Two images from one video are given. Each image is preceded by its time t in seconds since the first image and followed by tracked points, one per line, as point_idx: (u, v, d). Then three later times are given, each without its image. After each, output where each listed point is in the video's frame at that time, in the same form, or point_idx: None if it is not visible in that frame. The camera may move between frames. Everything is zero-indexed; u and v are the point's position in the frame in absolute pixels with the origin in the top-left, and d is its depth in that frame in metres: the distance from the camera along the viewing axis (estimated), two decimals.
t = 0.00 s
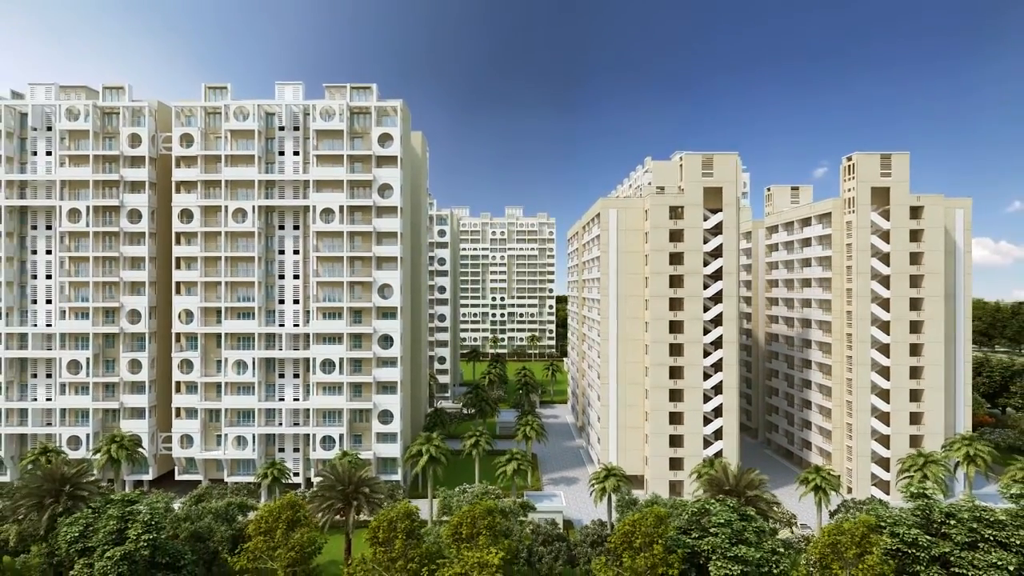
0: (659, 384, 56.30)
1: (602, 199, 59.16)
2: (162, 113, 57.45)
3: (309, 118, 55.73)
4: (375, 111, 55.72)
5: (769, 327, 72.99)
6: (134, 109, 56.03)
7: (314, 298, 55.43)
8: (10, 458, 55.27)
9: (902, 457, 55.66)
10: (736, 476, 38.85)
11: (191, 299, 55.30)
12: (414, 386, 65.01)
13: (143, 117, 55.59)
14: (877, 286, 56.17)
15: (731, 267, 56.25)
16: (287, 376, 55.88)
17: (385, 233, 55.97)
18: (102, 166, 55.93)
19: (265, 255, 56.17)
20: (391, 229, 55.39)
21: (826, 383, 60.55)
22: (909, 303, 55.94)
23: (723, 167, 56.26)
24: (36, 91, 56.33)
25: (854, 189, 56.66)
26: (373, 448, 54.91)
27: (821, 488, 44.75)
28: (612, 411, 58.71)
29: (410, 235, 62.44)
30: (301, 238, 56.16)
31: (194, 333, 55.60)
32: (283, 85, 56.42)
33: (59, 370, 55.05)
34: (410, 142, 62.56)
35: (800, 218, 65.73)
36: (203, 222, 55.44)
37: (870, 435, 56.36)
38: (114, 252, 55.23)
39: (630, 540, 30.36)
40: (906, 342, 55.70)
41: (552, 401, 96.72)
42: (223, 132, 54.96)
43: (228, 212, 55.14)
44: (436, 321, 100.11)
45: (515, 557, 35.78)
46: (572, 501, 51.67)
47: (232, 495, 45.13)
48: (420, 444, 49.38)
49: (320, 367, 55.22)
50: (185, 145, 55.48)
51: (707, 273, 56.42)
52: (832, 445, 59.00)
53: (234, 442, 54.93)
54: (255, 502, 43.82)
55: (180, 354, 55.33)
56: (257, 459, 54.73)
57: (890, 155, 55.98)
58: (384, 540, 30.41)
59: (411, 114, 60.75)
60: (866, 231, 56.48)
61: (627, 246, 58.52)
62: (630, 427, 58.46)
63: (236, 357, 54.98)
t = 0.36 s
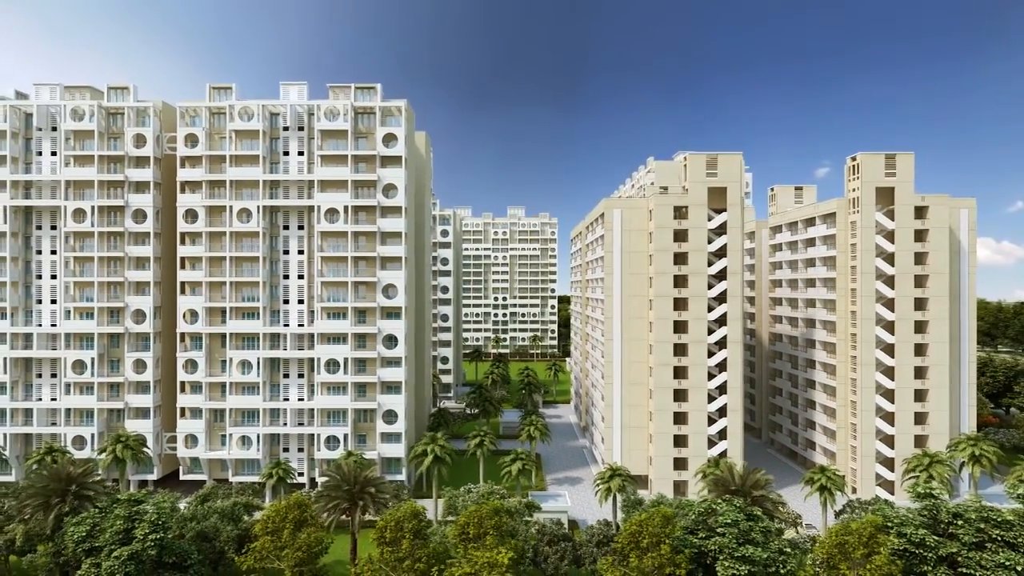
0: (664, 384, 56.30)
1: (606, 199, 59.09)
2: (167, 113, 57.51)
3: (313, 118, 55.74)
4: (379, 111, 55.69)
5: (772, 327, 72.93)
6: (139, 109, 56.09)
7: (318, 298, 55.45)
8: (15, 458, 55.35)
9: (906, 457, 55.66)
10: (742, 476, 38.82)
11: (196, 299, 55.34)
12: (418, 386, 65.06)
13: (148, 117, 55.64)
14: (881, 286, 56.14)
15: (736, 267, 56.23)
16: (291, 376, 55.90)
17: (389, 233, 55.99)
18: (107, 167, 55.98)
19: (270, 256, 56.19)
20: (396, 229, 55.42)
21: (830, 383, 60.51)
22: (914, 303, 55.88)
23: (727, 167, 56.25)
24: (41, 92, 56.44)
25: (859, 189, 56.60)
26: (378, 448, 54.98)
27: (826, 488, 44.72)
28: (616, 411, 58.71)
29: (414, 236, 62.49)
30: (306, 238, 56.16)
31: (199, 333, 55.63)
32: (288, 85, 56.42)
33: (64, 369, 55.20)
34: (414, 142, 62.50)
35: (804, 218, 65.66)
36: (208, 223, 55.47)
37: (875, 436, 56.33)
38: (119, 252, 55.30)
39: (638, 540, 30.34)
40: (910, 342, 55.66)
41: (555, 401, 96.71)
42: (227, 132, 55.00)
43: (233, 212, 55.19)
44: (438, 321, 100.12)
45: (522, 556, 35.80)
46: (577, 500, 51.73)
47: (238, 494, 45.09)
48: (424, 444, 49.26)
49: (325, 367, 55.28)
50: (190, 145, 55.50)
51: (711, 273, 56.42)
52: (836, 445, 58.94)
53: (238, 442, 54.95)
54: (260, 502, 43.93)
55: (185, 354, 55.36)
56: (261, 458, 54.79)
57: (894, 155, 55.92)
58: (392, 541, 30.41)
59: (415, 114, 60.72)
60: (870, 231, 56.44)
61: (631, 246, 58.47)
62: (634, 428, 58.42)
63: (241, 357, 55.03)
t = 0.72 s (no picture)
0: (678, 384, 56.24)
1: (620, 199, 59.02)
2: (182, 113, 57.63)
3: (328, 119, 55.78)
4: (394, 111, 55.68)
5: (785, 327, 72.77)
6: (154, 110, 56.24)
7: (333, 298, 55.54)
8: (31, 458, 55.55)
9: (922, 458, 55.52)
10: (762, 477, 38.76)
11: (211, 299, 55.46)
12: (431, 387, 65.07)
13: (164, 117, 55.78)
14: (897, 286, 55.95)
15: (750, 267, 56.12)
16: (306, 376, 55.97)
17: (404, 233, 56.03)
18: (123, 167, 56.12)
19: (285, 256, 56.25)
20: (410, 229, 55.48)
21: (845, 383, 60.35)
22: (930, 303, 55.70)
23: (743, 166, 56.16)
24: (58, 92, 56.68)
25: (874, 188, 56.43)
26: (392, 448, 55.09)
27: (844, 489, 44.61)
28: (630, 411, 58.60)
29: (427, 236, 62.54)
30: (321, 238, 56.20)
31: (214, 333, 55.72)
32: (303, 85, 56.47)
33: (80, 369, 55.40)
34: (428, 142, 62.47)
35: (818, 218, 65.46)
36: (223, 223, 55.59)
37: (890, 436, 56.16)
38: (135, 252, 55.46)
39: (662, 540, 30.31)
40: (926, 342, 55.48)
41: (564, 401, 96.66)
42: (243, 132, 55.10)
43: (248, 212, 55.31)
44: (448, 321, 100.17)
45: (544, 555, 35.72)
46: (592, 500, 51.70)
47: (256, 494, 45.14)
48: (441, 444, 49.25)
49: (340, 367, 55.39)
50: (205, 146, 55.59)
51: (726, 273, 56.33)
52: (851, 446, 58.80)
53: (254, 441, 55.08)
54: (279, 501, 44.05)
55: (200, 354, 55.47)
56: (277, 458, 54.90)
57: (910, 155, 55.74)
58: (416, 540, 30.44)
59: (428, 114, 60.69)
60: (886, 231, 56.28)
61: (645, 246, 58.35)
62: (648, 428, 58.35)
63: (256, 356, 55.16)
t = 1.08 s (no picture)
0: (702, 384, 56.07)
1: (643, 200, 58.91)
2: (206, 114, 57.84)
3: (352, 119, 55.84)
4: (418, 112, 55.66)
5: (805, 327, 72.46)
6: (180, 110, 56.49)
7: (358, 298, 55.64)
8: (59, 457, 55.92)
9: (949, 458, 55.17)
10: (795, 478, 38.67)
11: (237, 299, 55.66)
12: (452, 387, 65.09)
13: (190, 118, 56.02)
14: (923, 286, 55.62)
15: (775, 267, 55.89)
16: (331, 376, 56.07)
17: (428, 233, 56.05)
18: (149, 167, 56.34)
19: (310, 256, 56.36)
20: (435, 230, 55.53)
21: (869, 384, 60.05)
22: (957, 303, 55.36)
23: (767, 166, 55.97)
24: (84, 93, 57.03)
25: (900, 188, 56.09)
26: (416, 447, 55.22)
27: (874, 490, 44.35)
28: (653, 411, 58.49)
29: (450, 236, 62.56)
30: (345, 238, 56.24)
31: (239, 333, 55.87)
32: (327, 86, 56.57)
33: (107, 369, 55.71)
34: (450, 143, 62.45)
35: (841, 218, 65.13)
36: (248, 223, 55.76)
37: (916, 437, 55.83)
38: (161, 253, 55.71)
39: (702, 540, 30.25)
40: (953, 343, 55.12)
41: (580, 401, 96.54)
42: (268, 133, 55.26)
43: (274, 212, 55.48)
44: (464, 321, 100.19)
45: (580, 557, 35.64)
46: (618, 501, 51.68)
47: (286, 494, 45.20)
48: (467, 445, 49.23)
49: (364, 366, 55.49)
50: (230, 146, 55.75)
51: (750, 273, 56.13)
52: (876, 447, 58.52)
53: (279, 441, 55.29)
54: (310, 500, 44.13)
55: (225, 354, 55.66)
56: (302, 458, 55.08)
57: (936, 154, 55.36)
58: (455, 540, 30.48)
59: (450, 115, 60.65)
60: (912, 231, 55.94)
61: (669, 246, 58.19)
62: (672, 428, 58.20)
63: (281, 356, 55.32)
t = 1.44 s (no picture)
0: (736, 384, 55.83)
1: (675, 199, 58.75)
2: (238, 114, 58.05)
3: (385, 120, 55.92)
4: (450, 112, 55.67)
5: (833, 327, 72.06)
6: (213, 111, 56.74)
7: (391, 298, 55.76)
8: (95, 456, 56.34)
9: (986, 460, 54.75)
10: (841, 479, 38.53)
11: (270, 299, 55.85)
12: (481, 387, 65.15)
13: (223, 119, 56.26)
14: (959, 286, 55.21)
15: (809, 267, 55.58)
16: (363, 376, 56.24)
17: (460, 233, 56.11)
18: (183, 168, 56.65)
19: (342, 256, 56.50)
20: (467, 230, 55.57)
21: (902, 384, 59.66)
22: (993, 303, 54.90)
23: (801, 166, 55.66)
24: (118, 95, 57.40)
25: (935, 187, 55.70)
26: (449, 447, 55.32)
27: (917, 491, 44.02)
28: (685, 412, 58.28)
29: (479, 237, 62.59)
30: (378, 238, 56.34)
31: (272, 333, 56.06)
32: (359, 86, 56.66)
33: (142, 369, 56.04)
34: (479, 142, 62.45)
35: (872, 218, 64.77)
36: (282, 223, 55.90)
37: (952, 438, 55.44)
38: (195, 253, 56.01)
39: (757, 542, 30.22)
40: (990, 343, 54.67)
41: (602, 402, 96.40)
42: (301, 133, 55.41)
43: (307, 212, 55.63)
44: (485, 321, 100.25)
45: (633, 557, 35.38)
46: (653, 501, 51.51)
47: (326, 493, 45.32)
48: (503, 445, 49.17)
49: (397, 366, 55.61)
50: (264, 147, 55.96)
51: (784, 273, 55.84)
52: (910, 448, 58.12)
53: (312, 441, 55.48)
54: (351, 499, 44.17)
55: (259, 353, 55.86)
56: (335, 457, 55.31)
57: (972, 153, 54.87)
58: (509, 541, 30.46)
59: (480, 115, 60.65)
60: (947, 230, 55.55)
61: (701, 246, 57.96)
62: (704, 429, 57.96)
63: (315, 356, 55.46)
